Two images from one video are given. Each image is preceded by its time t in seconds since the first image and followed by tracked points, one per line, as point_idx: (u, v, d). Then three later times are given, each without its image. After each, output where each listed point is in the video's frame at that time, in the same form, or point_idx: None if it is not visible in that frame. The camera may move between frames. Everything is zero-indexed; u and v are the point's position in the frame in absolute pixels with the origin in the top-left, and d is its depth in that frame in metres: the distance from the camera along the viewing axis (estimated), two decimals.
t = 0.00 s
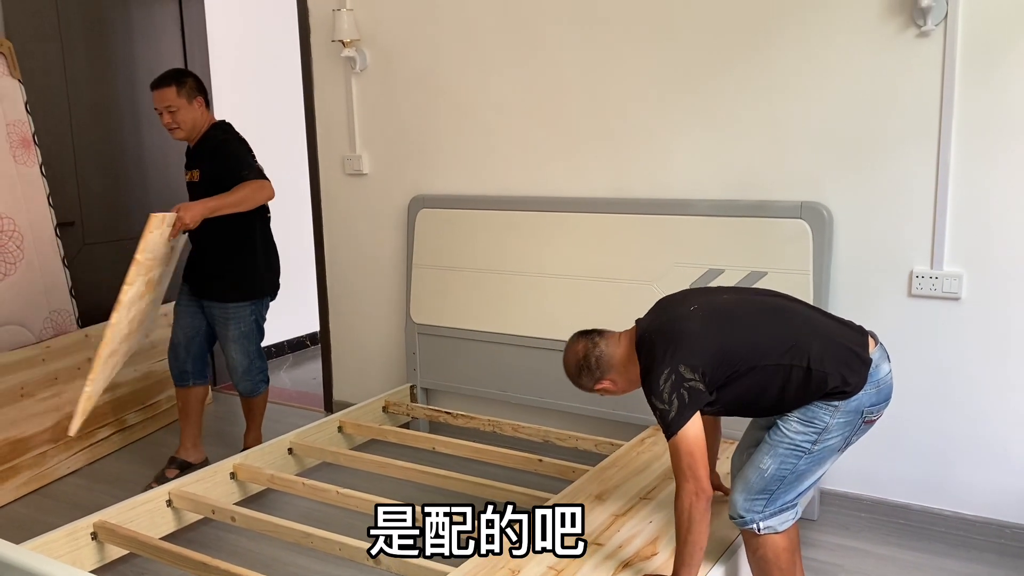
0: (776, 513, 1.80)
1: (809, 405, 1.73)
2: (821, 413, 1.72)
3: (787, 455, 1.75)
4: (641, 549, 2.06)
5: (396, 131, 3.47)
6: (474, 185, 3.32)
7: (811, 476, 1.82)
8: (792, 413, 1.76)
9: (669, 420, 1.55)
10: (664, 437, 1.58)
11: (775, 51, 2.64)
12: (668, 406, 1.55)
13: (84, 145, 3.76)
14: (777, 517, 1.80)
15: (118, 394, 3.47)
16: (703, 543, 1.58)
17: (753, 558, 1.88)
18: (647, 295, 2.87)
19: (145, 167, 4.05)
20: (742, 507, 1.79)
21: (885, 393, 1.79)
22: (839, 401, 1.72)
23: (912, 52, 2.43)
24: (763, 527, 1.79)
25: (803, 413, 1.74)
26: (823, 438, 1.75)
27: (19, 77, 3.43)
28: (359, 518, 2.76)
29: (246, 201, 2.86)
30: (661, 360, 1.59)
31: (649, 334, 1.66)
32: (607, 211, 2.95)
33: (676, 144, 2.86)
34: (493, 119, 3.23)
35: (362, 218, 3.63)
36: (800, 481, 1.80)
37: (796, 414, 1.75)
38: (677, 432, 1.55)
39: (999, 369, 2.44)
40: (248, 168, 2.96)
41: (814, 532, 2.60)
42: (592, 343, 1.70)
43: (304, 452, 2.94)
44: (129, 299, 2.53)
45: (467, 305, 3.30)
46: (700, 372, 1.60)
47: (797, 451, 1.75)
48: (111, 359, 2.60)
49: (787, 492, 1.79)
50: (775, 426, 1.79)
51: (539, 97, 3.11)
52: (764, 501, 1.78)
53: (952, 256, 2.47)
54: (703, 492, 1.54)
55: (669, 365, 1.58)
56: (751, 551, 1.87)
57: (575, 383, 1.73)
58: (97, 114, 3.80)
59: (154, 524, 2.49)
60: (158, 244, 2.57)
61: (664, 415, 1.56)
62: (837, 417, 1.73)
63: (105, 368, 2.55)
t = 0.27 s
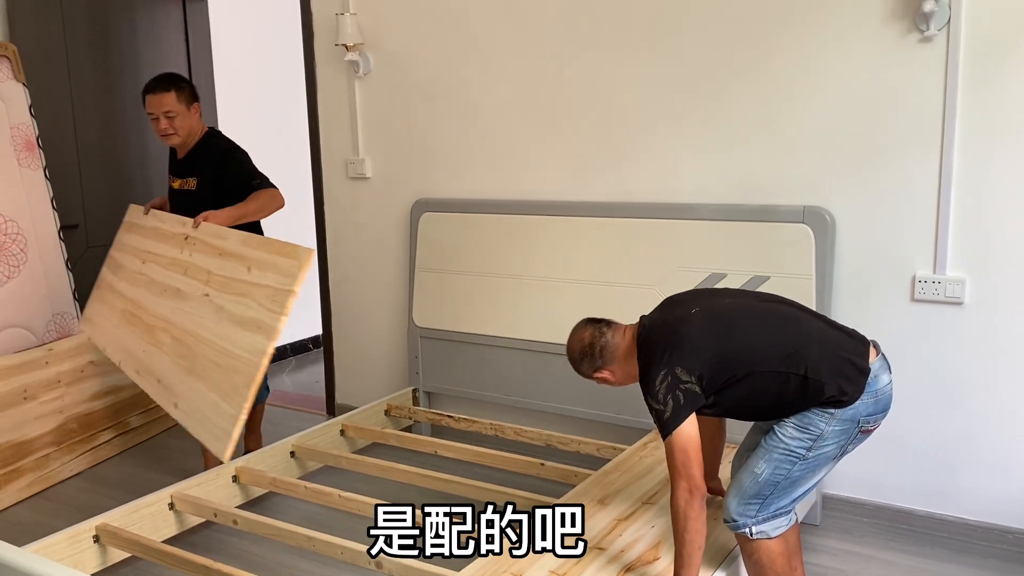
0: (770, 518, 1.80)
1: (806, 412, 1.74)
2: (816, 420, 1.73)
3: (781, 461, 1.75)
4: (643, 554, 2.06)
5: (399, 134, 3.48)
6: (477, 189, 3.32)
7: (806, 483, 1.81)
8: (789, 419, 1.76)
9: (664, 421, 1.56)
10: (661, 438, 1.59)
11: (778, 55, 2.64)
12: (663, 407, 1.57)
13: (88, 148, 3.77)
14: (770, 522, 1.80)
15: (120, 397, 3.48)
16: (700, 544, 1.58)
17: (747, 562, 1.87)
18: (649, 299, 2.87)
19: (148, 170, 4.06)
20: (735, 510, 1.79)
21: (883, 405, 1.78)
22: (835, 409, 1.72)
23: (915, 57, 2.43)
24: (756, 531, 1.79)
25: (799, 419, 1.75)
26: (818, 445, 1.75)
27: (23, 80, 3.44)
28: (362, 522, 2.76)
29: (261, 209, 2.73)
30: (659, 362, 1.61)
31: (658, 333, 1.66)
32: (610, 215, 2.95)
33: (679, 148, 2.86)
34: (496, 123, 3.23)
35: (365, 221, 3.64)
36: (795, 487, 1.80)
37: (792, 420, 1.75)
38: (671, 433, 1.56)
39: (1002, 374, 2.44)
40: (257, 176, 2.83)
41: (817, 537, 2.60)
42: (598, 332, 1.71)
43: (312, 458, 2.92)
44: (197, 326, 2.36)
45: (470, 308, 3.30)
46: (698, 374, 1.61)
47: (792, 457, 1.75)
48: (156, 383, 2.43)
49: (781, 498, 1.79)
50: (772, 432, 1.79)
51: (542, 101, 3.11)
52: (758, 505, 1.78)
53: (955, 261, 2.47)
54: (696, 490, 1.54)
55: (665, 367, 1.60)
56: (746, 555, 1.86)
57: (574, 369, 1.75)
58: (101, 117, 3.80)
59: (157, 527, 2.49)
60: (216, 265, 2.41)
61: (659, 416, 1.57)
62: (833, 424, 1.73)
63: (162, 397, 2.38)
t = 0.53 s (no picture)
0: (778, 520, 1.79)
1: (810, 411, 1.73)
2: (821, 419, 1.72)
3: (787, 461, 1.75)
4: (645, 555, 2.06)
5: (400, 136, 3.48)
6: (479, 191, 3.32)
7: (814, 485, 1.80)
8: (794, 419, 1.75)
9: (663, 402, 1.58)
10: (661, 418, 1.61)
11: (780, 57, 2.64)
12: (664, 388, 1.59)
13: (91, 150, 3.76)
14: (779, 524, 1.79)
15: (121, 398, 3.48)
16: (693, 528, 1.60)
17: (753, 563, 1.87)
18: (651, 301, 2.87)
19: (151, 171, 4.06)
20: (743, 511, 1.79)
21: (891, 405, 1.76)
22: (839, 408, 1.71)
23: (917, 59, 2.43)
24: (764, 533, 1.78)
25: (803, 419, 1.74)
26: (823, 445, 1.74)
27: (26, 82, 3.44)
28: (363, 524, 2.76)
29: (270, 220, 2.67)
30: (664, 343, 1.62)
31: (670, 314, 1.68)
32: (611, 217, 2.95)
33: (681, 150, 2.86)
34: (498, 125, 3.23)
35: (367, 223, 3.64)
36: (803, 489, 1.79)
37: (798, 420, 1.75)
38: (669, 414, 1.58)
39: (1005, 377, 2.43)
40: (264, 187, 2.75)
41: (819, 539, 2.59)
42: (611, 304, 1.71)
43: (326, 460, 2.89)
44: (258, 341, 2.21)
45: (472, 310, 3.30)
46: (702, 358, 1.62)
47: (798, 457, 1.74)
48: (214, 398, 2.20)
49: (789, 500, 1.78)
50: (777, 432, 1.79)
51: (544, 103, 3.11)
52: (766, 507, 1.78)
53: (957, 264, 2.46)
54: (689, 475, 1.56)
55: (670, 349, 1.61)
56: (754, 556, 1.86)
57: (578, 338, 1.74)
58: (104, 119, 3.81)
59: (158, 529, 2.48)
60: (272, 279, 2.27)
61: (660, 396, 1.59)
62: (837, 423, 1.72)
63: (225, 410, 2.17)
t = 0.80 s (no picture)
0: (787, 520, 1.78)
1: (810, 407, 1.73)
2: (821, 415, 1.71)
3: (790, 460, 1.74)
4: (648, 556, 2.05)
5: (403, 136, 3.48)
6: (481, 191, 3.32)
7: (821, 483, 1.79)
8: (795, 418, 1.75)
9: (673, 376, 1.59)
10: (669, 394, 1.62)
11: (782, 58, 2.64)
12: (672, 364, 1.59)
13: (93, 151, 3.77)
14: (789, 525, 1.78)
15: (124, 399, 3.48)
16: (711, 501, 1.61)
17: (762, 563, 1.86)
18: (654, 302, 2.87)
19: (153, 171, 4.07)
20: (751, 514, 1.78)
21: (892, 396, 1.75)
22: (839, 402, 1.70)
23: (920, 59, 2.42)
24: (774, 534, 1.78)
25: (804, 417, 1.74)
26: (824, 442, 1.73)
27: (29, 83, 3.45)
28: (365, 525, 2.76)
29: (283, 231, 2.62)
30: (672, 318, 1.63)
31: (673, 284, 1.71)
32: (613, 218, 2.95)
33: (683, 150, 2.85)
34: (500, 125, 3.23)
35: (370, 224, 3.64)
36: (809, 488, 1.78)
37: (799, 417, 1.74)
38: (677, 389, 1.59)
39: (1009, 379, 2.42)
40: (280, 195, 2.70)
41: (822, 540, 2.59)
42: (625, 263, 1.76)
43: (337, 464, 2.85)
44: (315, 345, 2.16)
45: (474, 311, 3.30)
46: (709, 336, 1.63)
47: (801, 456, 1.74)
48: (271, 400, 2.12)
49: (797, 500, 1.78)
50: (778, 431, 1.79)
51: (547, 103, 3.11)
52: (773, 508, 1.77)
53: (961, 265, 2.45)
54: (704, 448, 1.57)
55: (678, 324, 1.62)
56: (762, 557, 1.85)
57: (587, 286, 1.72)
58: (107, 120, 3.81)
59: (159, 529, 2.48)
60: (324, 286, 2.24)
61: (668, 371, 1.60)
62: (838, 418, 1.71)
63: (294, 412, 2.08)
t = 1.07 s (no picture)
0: (791, 522, 1.78)
1: (819, 410, 1.72)
2: (830, 418, 1.71)
3: (798, 462, 1.74)
4: (650, 557, 2.05)
5: (405, 136, 3.48)
6: (484, 191, 3.32)
7: (826, 486, 1.79)
8: (803, 419, 1.75)
9: (684, 383, 1.60)
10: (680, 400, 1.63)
11: (785, 57, 2.63)
12: (683, 370, 1.60)
13: (96, 152, 3.77)
14: (792, 526, 1.79)
15: (127, 399, 3.49)
16: (723, 502, 1.64)
17: (765, 564, 1.86)
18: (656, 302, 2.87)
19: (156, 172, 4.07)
20: (754, 514, 1.78)
21: (901, 401, 1.75)
22: (848, 406, 1.70)
23: (923, 59, 2.42)
24: (777, 535, 1.78)
25: (813, 418, 1.73)
26: (833, 445, 1.73)
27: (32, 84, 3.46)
28: (368, 526, 2.76)
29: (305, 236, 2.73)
30: (681, 325, 1.63)
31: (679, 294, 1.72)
32: (615, 218, 2.95)
33: (686, 150, 2.85)
34: (503, 126, 3.23)
35: (372, 224, 3.64)
36: (814, 490, 1.78)
37: (807, 420, 1.74)
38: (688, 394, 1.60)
39: (1012, 379, 2.41)
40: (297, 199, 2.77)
41: (825, 542, 2.58)
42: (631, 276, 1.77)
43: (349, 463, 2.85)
44: (371, 347, 2.39)
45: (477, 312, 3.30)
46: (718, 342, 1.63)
47: (809, 458, 1.73)
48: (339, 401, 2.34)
49: (801, 502, 1.77)
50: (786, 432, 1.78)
51: (549, 103, 3.11)
52: (777, 509, 1.77)
53: (964, 265, 2.45)
54: (716, 453, 1.59)
55: (688, 330, 1.62)
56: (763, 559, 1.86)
57: (593, 300, 1.72)
58: (110, 121, 3.81)
59: (162, 530, 2.48)
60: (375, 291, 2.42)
61: (679, 377, 1.61)
62: (847, 422, 1.71)
63: (361, 411, 2.35)
